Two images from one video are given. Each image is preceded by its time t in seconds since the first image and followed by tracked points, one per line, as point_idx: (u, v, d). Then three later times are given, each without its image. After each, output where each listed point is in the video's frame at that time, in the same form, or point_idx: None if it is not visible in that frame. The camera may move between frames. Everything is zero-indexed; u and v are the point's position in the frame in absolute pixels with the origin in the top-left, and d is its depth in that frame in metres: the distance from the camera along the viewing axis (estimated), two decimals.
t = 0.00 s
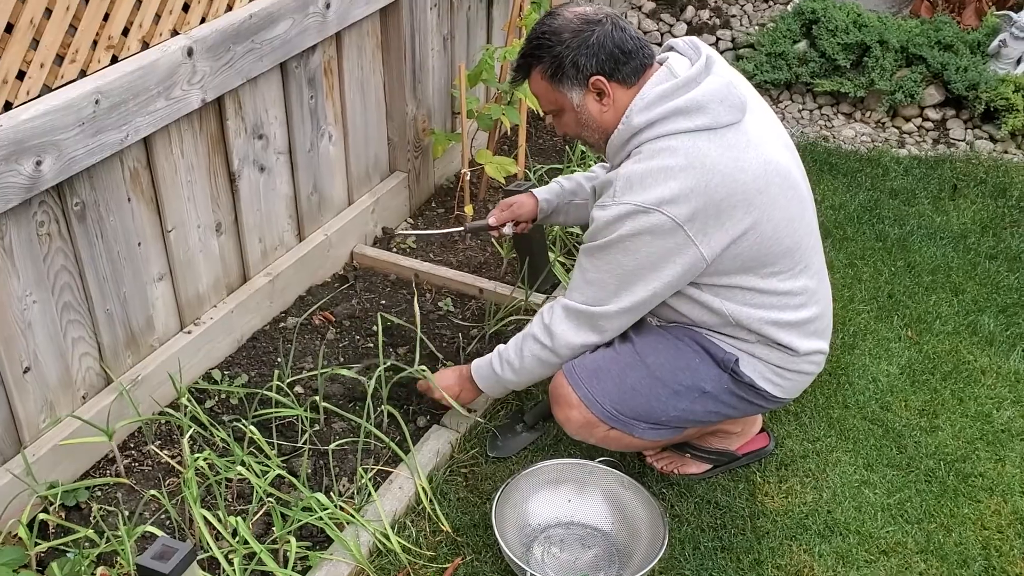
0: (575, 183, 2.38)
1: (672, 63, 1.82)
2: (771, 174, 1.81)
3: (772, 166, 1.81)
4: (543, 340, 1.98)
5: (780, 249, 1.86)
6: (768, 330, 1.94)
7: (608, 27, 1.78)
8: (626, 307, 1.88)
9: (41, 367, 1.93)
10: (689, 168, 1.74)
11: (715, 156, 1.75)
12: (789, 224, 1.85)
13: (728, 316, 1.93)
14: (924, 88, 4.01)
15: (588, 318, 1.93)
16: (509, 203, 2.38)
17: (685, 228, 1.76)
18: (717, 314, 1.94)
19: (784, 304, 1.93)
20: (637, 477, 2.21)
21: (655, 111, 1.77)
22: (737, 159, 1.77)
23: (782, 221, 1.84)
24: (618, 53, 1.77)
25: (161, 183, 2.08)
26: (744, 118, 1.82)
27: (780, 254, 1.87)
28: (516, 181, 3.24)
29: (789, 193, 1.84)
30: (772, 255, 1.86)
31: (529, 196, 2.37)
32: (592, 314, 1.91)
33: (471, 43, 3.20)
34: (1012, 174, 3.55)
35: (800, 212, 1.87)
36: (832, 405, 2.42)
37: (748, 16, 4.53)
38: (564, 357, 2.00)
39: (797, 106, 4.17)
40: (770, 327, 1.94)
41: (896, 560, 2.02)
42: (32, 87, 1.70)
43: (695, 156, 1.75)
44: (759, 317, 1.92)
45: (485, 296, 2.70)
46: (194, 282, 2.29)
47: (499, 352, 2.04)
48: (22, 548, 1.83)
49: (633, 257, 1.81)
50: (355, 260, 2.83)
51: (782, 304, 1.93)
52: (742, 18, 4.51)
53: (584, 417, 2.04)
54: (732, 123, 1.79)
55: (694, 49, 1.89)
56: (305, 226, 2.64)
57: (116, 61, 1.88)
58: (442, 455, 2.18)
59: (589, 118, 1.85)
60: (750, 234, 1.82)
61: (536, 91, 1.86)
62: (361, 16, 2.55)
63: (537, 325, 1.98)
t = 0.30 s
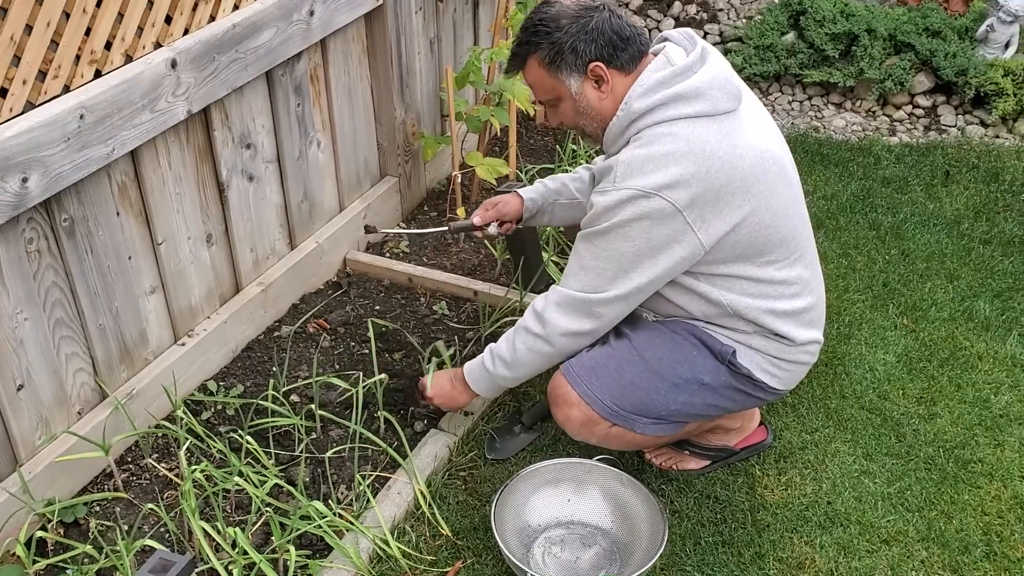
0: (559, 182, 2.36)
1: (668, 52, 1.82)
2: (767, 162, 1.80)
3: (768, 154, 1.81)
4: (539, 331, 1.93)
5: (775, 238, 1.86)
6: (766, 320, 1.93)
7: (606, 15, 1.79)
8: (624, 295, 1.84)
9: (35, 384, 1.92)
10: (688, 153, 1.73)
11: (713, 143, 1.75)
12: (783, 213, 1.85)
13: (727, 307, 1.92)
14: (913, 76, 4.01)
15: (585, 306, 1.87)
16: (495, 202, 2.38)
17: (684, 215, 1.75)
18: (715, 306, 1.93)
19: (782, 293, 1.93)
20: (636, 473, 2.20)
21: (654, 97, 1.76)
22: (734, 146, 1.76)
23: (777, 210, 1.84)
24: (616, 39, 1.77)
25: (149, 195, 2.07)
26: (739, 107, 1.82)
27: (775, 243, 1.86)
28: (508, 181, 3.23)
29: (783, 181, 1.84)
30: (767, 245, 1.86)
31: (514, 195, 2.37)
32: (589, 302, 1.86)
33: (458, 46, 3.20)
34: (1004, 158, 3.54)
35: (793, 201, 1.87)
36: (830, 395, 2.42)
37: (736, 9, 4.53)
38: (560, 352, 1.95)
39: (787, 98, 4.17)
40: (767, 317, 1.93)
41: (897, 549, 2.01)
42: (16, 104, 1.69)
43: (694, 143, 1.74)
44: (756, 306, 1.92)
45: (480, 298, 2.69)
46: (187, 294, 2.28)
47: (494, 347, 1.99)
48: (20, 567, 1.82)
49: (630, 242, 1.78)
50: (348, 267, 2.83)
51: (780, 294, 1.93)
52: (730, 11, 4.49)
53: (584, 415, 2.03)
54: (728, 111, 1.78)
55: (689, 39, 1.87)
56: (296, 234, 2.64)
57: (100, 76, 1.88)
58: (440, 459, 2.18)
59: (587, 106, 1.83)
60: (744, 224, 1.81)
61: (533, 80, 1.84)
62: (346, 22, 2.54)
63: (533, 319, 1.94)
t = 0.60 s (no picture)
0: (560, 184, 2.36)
1: (671, 49, 1.82)
2: (773, 157, 1.80)
3: (773, 149, 1.81)
4: (550, 335, 1.93)
5: (781, 234, 1.86)
6: (773, 317, 1.93)
7: (608, 11, 1.78)
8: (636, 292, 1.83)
9: (38, 385, 1.92)
10: (696, 148, 1.73)
11: (720, 137, 1.74)
12: (789, 209, 1.85)
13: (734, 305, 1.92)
14: (914, 73, 4.01)
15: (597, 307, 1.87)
16: (498, 205, 2.39)
17: (693, 211, 1.74)
18: (721, 303, 1.93)
19: (789, 290, 1.93)
20: (640, 473, 2.20)
21: (659, 93, 1.76)
22: (740, 141, 1.76)
23: (782, 205, 1.83)
24: (620, 35, 1.76)
25: (152, 195, 2.07)
26: (743, 103, 1.82)
27: (781, 240, 1.86)
28: (510, 180, 3.23)
29: (788, 177, 1.84)
30: (773, 241, 1.85)
31: (517, 198, 2.38)
32: (599, 302, 1.86)
33: (458, 45, 3.19)
34: (1006, 155, 3.54)
35: (799, 197, 1.87)
36: (834, 393, 2.42)
37: (737, 7, 4.52)
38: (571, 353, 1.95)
39: (789, 96, 4.17)
40: (774, 314, 1.93)
41: (903, 547, 2.01)
42: (18, 104, 1.69)
43: (701, 138, 1.73)
44: (763, 304, 1.91)
45: (483, 297, 2.69)
46: (189, 294, 2.28)
47: (505, 353, 1.99)
48: (25, 568, 1.82)
49: (640, 240, 1.77)
50: (350, 267, 2.83)
51: (786, 290, 1.92)
52: (731, 9, 4.48)
53: (592, 416, 2.03)
54: (733, 106, 1.78)
55: (692, 36, 1.88)
56: (298, 234, 2.63)
57: (102, 76, 1.87)
58: (444, 459, 2.17)
59: (591, 104, 1.82)
60: (751, 220, 1.81)
61: (535, 80, 1.82)
62: (347, 22, 2.54)
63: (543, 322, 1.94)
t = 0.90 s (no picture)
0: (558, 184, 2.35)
1: (673, 42, 1.81)
2: (777, 148, 1.80)
3: (778, 141, 1.81)
4: (605, 336, 1.76)
5: (783, 226, 1.85)
6: (772, 311, 1.93)
7: (608, 9, 1.75)
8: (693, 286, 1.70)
9: (37, 385, 1.91)
10: (712, 135, 1.70)
11: (733, 126, 1.73)
12: (791, 201, 1.85)
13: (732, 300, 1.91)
14: (914, 70, 4.01)
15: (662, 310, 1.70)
16: (498, 206, 2.38)
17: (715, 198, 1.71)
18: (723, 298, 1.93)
19: (791, 280, 1.93)
20: (640, 470, 2.20)
21: (667, 83, 1.73)
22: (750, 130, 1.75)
23: (784, 195, 1.83)
24: (625, 29, 1.74)
25: (151, 194, 2.06)
26: (745, 95, 1.82)
27: (784, 231, 1.86)
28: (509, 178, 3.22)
29: (791, 168, 1.84)
30: (776, 232, 1.85)
31: (517, 198, 2.37)
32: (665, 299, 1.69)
33: (457, 42, 3.18)
34: (1006, 152, 3.54)
35: (800, 188, 1.87)
36: (834, 390, 2.41)
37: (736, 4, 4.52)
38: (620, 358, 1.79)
39: (788, 93, 4.17)
40: (774, 308, 1.93)
41: (904, 544, 2.01)
42: (16, 103, 1.68)
43: (715, 125, 1.72)
44: (761, 297, 1.92)
45: (483, 295, 2.68)
46: (188, 292, 2.27)
47: (541, 348, 1.83)
48: (24, 568, 1.81)
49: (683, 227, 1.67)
50: (350, 265, 2.82)
51: (787, 282, 1.93)
52: (730, 6, 4.47)
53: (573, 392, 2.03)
54: (738, 96, 1.78)
55: (690, 30, 1.87)
56: (298, 231, 2.63)
57: (100, 74, 1.87)
58: (444, 457, 2.17)
59: (606, 102, 1.76)
60: (757, 210, 1.80)
61: (546, 83, 1.73)
62: (345, 19, 2.53)
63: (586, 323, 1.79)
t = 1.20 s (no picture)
0: (550, 188, 2.34)
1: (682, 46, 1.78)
2: (786, 148, 1.82)
3: (786, 141, 1.82)
4: (731, 365, 1.63)
5: (787, 223, 1.87)
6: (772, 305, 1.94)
7: (620, 15, 1.68)
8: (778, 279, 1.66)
9: (36, 384, 1.91)
10: (740, 141, 1.70)
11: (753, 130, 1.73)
12: (795, 198, 1.86)
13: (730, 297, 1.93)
14: (912, 64, 4.00)
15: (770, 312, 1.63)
16: (496, 217, 2.35)
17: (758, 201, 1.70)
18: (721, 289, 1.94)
19: (796, 277, 1.94)
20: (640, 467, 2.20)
21: (692, 93, 1.71)
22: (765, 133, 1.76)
23: (790, 194, 1.85)
24: (641, 32, 1.69)
25: (149, 193, 2.06)
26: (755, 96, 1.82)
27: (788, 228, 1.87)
28: (507, 175, 3.23)
29: (796, 167, 1.85)
30: (780, 228, 1.86)
31: (512, 207, 2.34)
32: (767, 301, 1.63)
33: (454, 39, 3.18)
34: (1004, 146, 3.54)
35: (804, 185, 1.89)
36: (833, 385, 2.42)
37: None
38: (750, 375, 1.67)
39: (786, 88, 4.17)
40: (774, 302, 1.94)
41: (903, 539, 2.01)
42: (13, 102, 1.68)
43: (739, 131, 1.72)
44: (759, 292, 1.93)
45: (482, 293, 2.68)
46: (186, 291, 2.27)
47: (668, 414, 1.68)
48: (24, 567, 1.82)
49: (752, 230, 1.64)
50: (348, 263, 2.82)
51: (792, 278, 1.94)
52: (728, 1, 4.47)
53: (561, 366, 2.03)
54: (750, 100, 1.79)
55: (691, 32, 1.84)
56: (296, 229, 2.63)
57: (97, 73, 1.87)
58: (443, 454, 2.17)
59: (636, 109, 1.69)
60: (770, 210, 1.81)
61: (580, 102, 1.61)
62: (342, 17, 2.53)
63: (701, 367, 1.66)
